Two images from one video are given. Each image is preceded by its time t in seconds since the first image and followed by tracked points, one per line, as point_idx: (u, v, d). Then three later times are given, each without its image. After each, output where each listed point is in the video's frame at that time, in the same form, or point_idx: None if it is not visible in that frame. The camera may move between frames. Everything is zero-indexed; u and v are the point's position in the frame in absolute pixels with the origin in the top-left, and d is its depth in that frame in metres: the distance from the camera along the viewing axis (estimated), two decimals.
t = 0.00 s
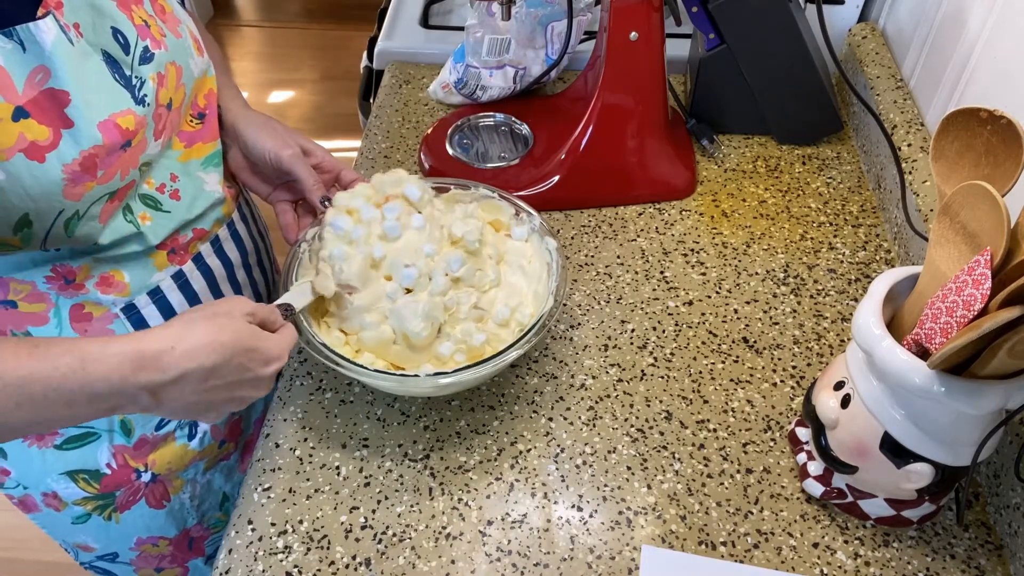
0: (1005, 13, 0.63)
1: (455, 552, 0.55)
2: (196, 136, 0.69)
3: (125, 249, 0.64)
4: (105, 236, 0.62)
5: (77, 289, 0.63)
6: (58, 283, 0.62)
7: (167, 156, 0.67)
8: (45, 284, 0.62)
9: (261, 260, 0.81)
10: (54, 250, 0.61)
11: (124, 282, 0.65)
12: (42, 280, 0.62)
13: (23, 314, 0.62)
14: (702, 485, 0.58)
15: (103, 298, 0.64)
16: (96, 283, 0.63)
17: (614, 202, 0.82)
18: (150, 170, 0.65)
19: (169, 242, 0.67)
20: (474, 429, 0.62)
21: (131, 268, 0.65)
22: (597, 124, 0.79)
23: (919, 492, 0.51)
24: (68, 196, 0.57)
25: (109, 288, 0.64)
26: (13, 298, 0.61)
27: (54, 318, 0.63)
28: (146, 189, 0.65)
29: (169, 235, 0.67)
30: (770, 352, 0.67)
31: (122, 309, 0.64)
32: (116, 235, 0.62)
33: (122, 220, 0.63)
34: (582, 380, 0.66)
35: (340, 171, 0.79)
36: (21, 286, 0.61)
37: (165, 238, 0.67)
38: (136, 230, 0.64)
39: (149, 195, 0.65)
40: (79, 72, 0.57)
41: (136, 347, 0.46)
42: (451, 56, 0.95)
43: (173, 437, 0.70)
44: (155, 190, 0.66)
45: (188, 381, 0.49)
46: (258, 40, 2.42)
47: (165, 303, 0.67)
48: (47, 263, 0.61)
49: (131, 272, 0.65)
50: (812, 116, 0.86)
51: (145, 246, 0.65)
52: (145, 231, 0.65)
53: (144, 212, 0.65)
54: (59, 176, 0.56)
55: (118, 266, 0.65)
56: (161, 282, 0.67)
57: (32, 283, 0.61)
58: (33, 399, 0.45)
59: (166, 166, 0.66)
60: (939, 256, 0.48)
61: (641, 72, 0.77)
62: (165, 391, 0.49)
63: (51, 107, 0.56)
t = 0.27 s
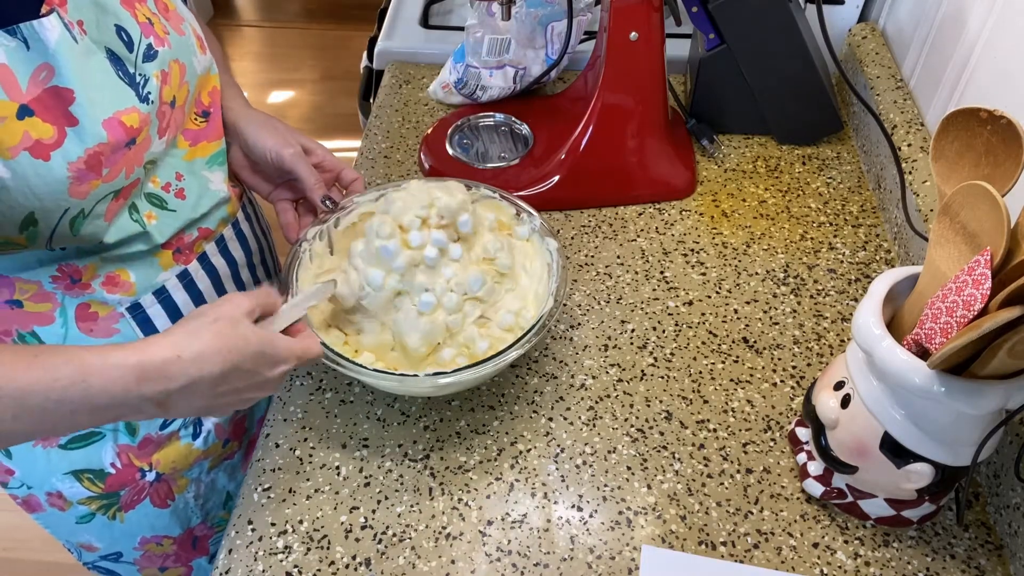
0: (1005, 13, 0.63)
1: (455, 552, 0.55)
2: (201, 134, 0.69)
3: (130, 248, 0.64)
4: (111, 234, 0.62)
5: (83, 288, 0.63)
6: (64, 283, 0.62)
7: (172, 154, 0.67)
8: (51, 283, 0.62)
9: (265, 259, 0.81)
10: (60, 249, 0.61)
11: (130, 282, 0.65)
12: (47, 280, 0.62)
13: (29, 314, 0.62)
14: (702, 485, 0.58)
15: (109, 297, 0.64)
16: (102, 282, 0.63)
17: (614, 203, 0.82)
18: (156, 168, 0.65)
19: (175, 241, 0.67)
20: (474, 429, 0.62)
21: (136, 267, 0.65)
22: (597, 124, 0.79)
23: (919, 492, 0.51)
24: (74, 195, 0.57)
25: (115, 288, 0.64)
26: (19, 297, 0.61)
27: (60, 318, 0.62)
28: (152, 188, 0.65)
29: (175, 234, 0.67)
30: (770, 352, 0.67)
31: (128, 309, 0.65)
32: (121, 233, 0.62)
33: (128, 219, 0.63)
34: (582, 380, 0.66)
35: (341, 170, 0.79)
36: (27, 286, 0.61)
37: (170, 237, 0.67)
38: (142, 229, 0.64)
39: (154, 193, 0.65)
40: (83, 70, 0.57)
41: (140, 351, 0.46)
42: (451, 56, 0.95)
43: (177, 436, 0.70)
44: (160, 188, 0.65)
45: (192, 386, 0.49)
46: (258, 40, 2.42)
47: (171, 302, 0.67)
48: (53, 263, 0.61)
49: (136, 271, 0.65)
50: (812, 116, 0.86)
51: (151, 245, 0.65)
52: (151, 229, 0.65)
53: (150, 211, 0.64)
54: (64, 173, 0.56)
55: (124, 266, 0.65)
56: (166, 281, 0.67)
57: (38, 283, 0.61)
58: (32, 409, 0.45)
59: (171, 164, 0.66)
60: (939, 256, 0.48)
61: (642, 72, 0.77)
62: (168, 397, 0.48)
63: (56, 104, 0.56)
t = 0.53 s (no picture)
0: (1005, 13, 0.63)
1: (455, 552, 0.55)
2: (202, 133, 0.69)
3: (131, 247, 0.64)
4: (111, 233, 0.61)
5: (83, 288, 0.63)
6: (64, 282, 0.62)
7: (174, 154, 0.67)
8: (52, 283, 0.62)
9: (266, 259, 0.80)
10: (60, 249, 0.61)
11: (131, 281, 0.65)
12: (48, 279, 0.61)
13: (29, 313, 0.62)
14: (702, 485, 0.58)
15: (109, 296, 0.64)
16: (103, 282, 0.63)
17: (614, 203, 0.82)
18: (157, 167, 0.65)
19: (176, 241, 0.67)
20: (474, 429, 0.62)
21: (137, 266, 0.65)
22: (597, 124, 0.79)
23: (919, 492, 0.51)
24: (73, 192, 0.57)
25: (116, 287, 0.64)
26: (19, 297, 0.61)
27: (60, 318, 0.62)
28: (153, 187, 0.65)
29: (176, 234, 0.67)
30: (770, 352, 0.67)
31: (129, 308, 0.65)
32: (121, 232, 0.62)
33: (129, 217, 0.62)
34: (582, 380, 0.66)
35: (343, 169, 0.79)
36: (28, 286, 0.61)
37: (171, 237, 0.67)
38: (143, 228, 0.64)
39: (155, 192, 0.65)
40: (83, 67, 0.57)
41: (139, 352, 0.46)
42: (451, 56, 0.95)
43: (177, 436, 0.70)
44: (161, 187, 0.65)
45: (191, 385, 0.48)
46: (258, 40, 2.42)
47: (171, 302, 0.67)
48: (54, 262, 0.61)
49: (137, 271, 0.65)
50: (812, 116, 0.86)
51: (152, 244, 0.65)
52: (152, 229, 0.64)
53: (151, 210, 0.64)
54: (64, 170, 0.56)
55: (124, 265, 0.65)
56: (167, 281, 0.67)
57: (38, 283, 0.61)
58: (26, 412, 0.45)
59: (172, 164, 0.67)
60: (939, 256, 0.48)
61: (642, 72, 0.77)
62: (168, 391, 0.48)
63: (56, 101, 0.56)
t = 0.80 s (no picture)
0: (1005, 13, 0.63)
1: (455, 552, 0.55)
2: (202, 133, 0.69)
3: (130, 247, 0.64)
4: (108, 231, 0.61)
5: (81, 288, 0.63)
6: (63, 282, 0.62)
7: (174, 153, 0.67)
8: (51, 283, 0.62)
9: (265, 261, 0.80)
10: (58, 248, 0.61)
11: (130, 282, 0.65)
12: (47, 279, 0.62)
13: (26, 313, 0.61)
14: (702, 485, 0.58)
15: (108, 297, 0.63)
16: (102, 282, 0.63)
17: (614, 203, 0.82)
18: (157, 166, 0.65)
19: (175, 242, 0.67)
20: (474, 429, 0.62)
21: (136, 267, 0.65)
22: (597, 124, 0.79)
23: (919, 492, 0.51)
24: (69, 188, 0.57)
25: (115, 288, 0.64)
26: (17, 297, 0.61)
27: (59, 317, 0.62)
28: (153, 186, 0.65)
29: (176, 234, 0.67)
30: (770, 352, 0.67)
31: (128, 309, 0.64)
32: (119, 231, 0.62)
33: (128, 216, 0.62)
34: (582, 380, 0.66)
35: (351, 162, 0.78)
36: (26, 286, 0.61)
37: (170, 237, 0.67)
38: (142, 228, 0.63)
39: (155, 192, 0.65)
40: (81, 63, 0.57)
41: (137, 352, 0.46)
42: (451, 56, 0.95)
43: (176, 437, 0.70)
44: (161, 187, 0.66)
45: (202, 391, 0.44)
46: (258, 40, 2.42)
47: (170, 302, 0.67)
48: (53, 262, 0.62)
49: (136, 272, 0.65)
50: (812, 116, 0.86)
51: (151, 244, 0.65)
52: (152, 229, 0.64)
53: (151, 209, 0.64)
54: (60, 167, 0.56)
55: (123, 266, 0.65)
56: (166, 282, 0.67)
57: (37, 283, 0.61)
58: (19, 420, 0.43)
59: (172, 163, 0.67)
60: (939, 256, 0.48)
61: (641, 72, 0.77)
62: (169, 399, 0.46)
63: (52, 98, 0.56)
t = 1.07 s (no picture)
0: (1005, 13, 0.63)
1: (455, 552, 0.55)
2: (202, 130, 0.69)
3: (130, 244, 0.64)
4: (107, 226, 0.61)
5: (82, 288, 0.63)
6: (63, 282, 0.62)
7: (175, 151, 0.67)
8: (51, 283, 0.62)
9: (266, 262, 0.80)
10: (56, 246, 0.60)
11: (131, 281, 0.65)
12: (46, 279, 0.62)
13: (26, 313, 0.62)
14: (702, 485, 0.58)
15: (108, 296, 0.64)
16: (102, 282, 0.63)
17: (614, 203, 0.82)
18: (158, 163, 0.65)
19: (176, 241, 0.67)
20: (474, 429, 0.62)
21: (137, 266, 0.65)
22: (597, 124, 0.79)
23: (919, 492, 0.51)
24: (67, 181, 0.57)
25: (115, 287, 0.64)
26: (17, 297, 0.62)
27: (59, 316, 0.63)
28: (154, 183, 0.65)
29: (176, 232, 0.67)
30: (770, 352, 0.67)
31: (127, 309, 0.65)
32: (118, 226, 0.62)
33: (127, 211, 0.62)
34: (582, 380, 0.66)
35: (354, 160, 0.78)
36: (27, 286, 0.61)
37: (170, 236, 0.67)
38: (141, 224, 0.63)
39: (156, 189, 0.65)
40: (79, 56, 0.57)
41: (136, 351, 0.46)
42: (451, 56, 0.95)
43: (177, 440, 0.70)
44: (162, 184, 0.66)
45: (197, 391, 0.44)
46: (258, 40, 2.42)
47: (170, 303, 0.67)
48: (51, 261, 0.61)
49: (137, 271, 0.65)
50: (812, 116, 0.86)
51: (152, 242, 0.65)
52: (152, 225, 0.64)
53: (152, 206, 0.65)
54: (58, 159, 0.56)
55: (124, 265, 0.65)
56: (167, 282, 0.67)
57: (37, 283, 0.61)
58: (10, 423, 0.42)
59: (173, 161, 0.67)
60: (939, 256, 0.48)
61: (641, 71, 0.77)
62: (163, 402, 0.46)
63: (49, 90, 0.56)
